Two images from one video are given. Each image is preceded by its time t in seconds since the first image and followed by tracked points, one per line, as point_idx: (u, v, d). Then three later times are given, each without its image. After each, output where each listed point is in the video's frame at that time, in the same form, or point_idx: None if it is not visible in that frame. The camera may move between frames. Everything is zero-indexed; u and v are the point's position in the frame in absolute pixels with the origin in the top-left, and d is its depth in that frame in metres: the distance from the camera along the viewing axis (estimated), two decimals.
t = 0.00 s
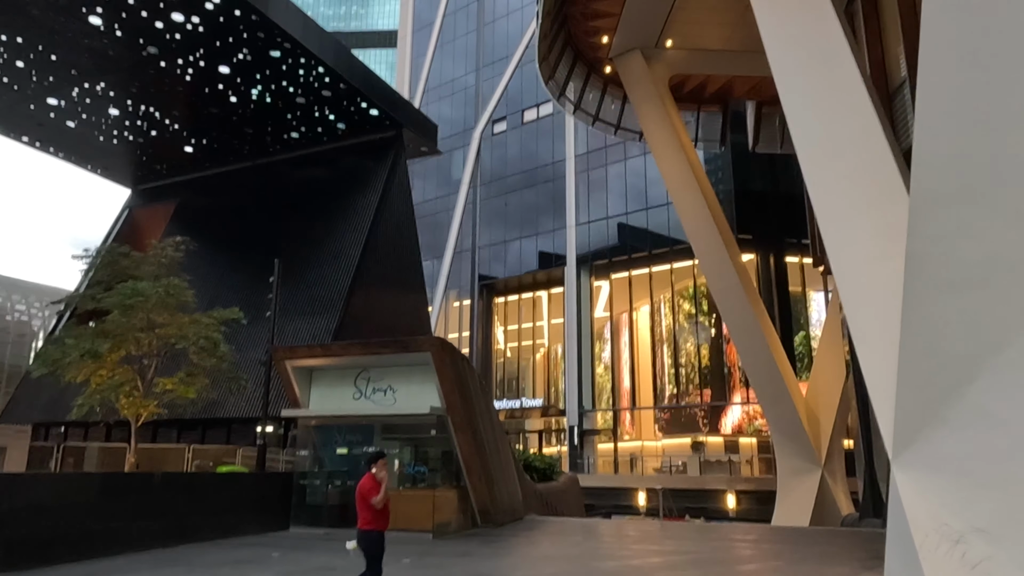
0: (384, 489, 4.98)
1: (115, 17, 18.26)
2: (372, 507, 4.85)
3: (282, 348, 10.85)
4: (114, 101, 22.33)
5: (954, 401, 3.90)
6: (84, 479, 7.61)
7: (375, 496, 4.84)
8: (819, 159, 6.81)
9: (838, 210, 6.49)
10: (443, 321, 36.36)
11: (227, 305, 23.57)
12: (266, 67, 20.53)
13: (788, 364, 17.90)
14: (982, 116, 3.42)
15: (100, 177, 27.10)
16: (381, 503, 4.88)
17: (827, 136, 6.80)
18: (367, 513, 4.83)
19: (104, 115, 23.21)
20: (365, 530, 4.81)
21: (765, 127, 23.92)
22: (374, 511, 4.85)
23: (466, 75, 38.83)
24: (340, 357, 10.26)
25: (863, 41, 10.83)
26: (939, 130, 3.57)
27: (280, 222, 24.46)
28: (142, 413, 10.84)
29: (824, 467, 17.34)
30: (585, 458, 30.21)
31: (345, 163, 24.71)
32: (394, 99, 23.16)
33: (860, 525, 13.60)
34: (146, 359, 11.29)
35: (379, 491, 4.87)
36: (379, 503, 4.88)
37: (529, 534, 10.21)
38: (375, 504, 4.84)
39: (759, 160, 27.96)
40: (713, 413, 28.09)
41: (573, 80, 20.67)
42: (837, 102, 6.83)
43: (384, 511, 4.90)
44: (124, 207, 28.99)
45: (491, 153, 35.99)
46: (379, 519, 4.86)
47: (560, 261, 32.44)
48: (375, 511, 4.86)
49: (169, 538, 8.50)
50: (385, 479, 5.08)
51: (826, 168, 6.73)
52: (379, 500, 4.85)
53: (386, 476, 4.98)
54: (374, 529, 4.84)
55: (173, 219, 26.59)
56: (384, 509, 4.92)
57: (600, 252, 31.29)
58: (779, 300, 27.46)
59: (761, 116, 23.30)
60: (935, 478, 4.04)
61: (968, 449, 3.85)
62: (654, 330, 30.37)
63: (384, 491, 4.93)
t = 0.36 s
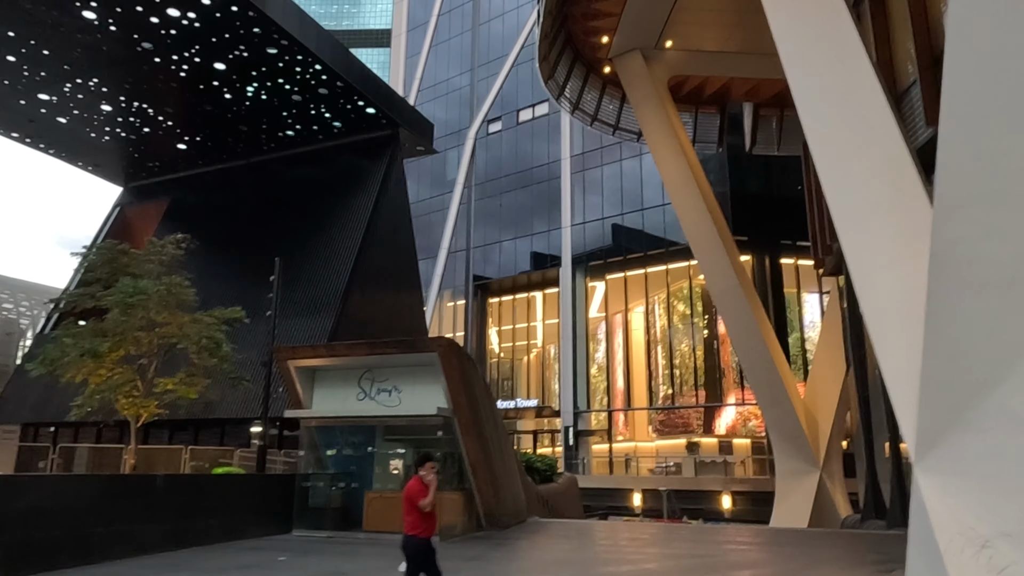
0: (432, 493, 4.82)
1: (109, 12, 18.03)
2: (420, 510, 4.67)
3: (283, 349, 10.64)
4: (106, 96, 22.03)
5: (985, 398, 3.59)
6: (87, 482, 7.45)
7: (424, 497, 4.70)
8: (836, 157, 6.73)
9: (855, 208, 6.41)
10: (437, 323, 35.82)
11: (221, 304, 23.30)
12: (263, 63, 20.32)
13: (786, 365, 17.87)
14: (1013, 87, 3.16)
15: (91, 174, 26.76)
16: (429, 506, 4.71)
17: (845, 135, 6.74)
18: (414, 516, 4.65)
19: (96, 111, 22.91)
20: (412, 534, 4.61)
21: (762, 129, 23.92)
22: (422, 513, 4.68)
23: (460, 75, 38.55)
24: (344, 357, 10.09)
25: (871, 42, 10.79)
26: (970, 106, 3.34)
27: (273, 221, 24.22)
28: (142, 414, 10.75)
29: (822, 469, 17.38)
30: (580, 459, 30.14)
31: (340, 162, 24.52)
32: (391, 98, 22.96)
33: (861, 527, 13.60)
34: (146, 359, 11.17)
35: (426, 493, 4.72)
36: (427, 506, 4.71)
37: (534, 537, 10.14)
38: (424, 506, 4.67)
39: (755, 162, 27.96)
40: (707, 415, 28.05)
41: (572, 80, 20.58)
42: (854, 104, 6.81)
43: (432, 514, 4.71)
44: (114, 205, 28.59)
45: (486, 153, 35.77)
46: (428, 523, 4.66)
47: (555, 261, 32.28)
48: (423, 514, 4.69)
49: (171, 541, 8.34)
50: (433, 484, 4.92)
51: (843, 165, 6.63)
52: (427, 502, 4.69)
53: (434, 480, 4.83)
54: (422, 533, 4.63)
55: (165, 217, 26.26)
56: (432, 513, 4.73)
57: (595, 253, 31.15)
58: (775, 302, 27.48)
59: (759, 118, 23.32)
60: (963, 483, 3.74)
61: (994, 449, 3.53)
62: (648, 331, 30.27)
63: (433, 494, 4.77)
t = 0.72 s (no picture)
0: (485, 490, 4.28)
1: (107, 6, 17.81)
2: (472, 512, 4.15)
3: (288, 348, 10.47)
4: (102, 92, 21.78)
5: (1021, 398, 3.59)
6: (95, 483, 7.32)
7: (473, 497, 4.19)
8: (851, 148, 6.46)
9: (876, 202, 6.16)
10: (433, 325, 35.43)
11: (217, 302, 23.08)
12: (263, 59, 20.12)
13: (788, 364, 17.85)
14: None
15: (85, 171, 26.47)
16: (481, 504, 4.19)
17: (863, 125, 6.48)
18: (466, 519, 4.15)
19: (92, 106, 22.65)
20: (467, 538, 4.10)
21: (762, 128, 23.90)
22: (475, 515, 4.18)
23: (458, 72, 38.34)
24: (351, 356, 9.98)
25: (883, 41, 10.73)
26: None
27: (271, 219, 24.04)
28: (146, 412, 10.69)
29: (824, 468, 17.35)
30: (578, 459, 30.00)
31: (338, 160, 24.35)
32: (391, 95, 22.80)
33: (866, 526, 13.60)
34: (150, 357, 11.08)
35: (477, 493, 4.18)
36: (479, 506, 4.18)
37: (543, 537, 10.06)
38: (474, 507, 4.15)
39: (754, 161, 27.94)
40: (705, 413, 28.03)
41: (574, 78, 20.48)
42: (872, 95, 6.58)
43: (488, 514, 4.18)
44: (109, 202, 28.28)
45: (484, 151, 35.59)
46: (483, 523, 4.13)
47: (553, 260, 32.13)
48: (475, 516, 4.18)
49: (178, 543, 8.21)
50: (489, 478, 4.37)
51: (861, 156, 6.40)
52: (479, 500, 4.16)
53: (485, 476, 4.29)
54: (479, 536, 4.11)
55: (160, 214, 26.00)
56: (487, 513, 4.20)
57: (594, 252, 31.03)
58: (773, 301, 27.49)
59: (759, 117, 23.31)
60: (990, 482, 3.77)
61: None
62: (645, 330, 30.21)
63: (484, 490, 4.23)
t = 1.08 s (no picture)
0: (540, 485, 4.11)
1: (115, 2, 17.72)
2: (522, 512, 4.02)
3: (304, 346, 10.37)
4: (110, 89, 21.70)
5: None
6: (112, 482, 7.21)
7: (525, 495, 4.03)
8: (872, 119, 5.89)
9: (897, 181, 5.60)
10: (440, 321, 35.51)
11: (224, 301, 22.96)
12: (271, 56, 19.99)
13: (802, 363, 17.66)
14: None
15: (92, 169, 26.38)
16: (533, 502, 4.02)
17: (882, 97, 5.91)
18: (519, 518, 4.03)
19: (99, 104, 22.57)
20: (519, 537, 4.00)
21: (773, 126, 23.70)
22: (528, 513, 4.04)
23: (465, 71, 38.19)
24: (369, 353, 9.92)
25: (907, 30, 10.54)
26: None
27: (279, 217, 23.93)
28: (163, 412, 10.67)
29: (838, 467, 17.18)
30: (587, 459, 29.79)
31: (346, 158, 24.24)
32: (399, 92, 22.63)
33: (884, 525, 13.46)
34: (166, 355, 11.03)
35: (525, 491, 4.03)
36: (530, 504, 4.03)
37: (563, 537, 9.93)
38: (523, 507, 4.00)
39: (764, 160, 27.77)
40: (714, 413, 27.89)
41: (585, 75, 20.35)
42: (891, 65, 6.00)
43: (540, 513, 4.03)
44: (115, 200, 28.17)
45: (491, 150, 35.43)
46: (533, 523, 3.99)
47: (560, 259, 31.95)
48: (527, 513, 4.05)
49: (195, 543, 8.09)
50: (547, 471, 4.19)
51: (884, 139, 5.75)
52: (528, 499, 4.00)
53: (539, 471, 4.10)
54: (531, 535, 3.98)
55: (167, 213, 25.89)
56: (541, 511, 4.04)
57: (602, 251, 30.79)
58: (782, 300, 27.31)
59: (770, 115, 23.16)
60: None
61: None
62: (653, 329, 30.03)
63: (537, 486, 4.05)
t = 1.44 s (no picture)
0: (612, 488, 3.96)
1: (146, 5, 17.83)
2: (597, 519, 3.90)
3: (340, 346, 10.25)
4: (139, 92, 21.86)
5: None
6: (154, 483, 7.15)
7: (599, 504, 3.87)
8: (937, 124, 6.03)
9: (962, 179, 5.87)
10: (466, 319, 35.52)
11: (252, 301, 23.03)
12: (299, 56, 19.99)
13: (839, 361, 17.27)
14: None
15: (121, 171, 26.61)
16: (607, 508, 3.89)
17: (945, 101, 6.05)
18: (594, 526, 3.91)
19: (128, 107, 22.75)
20: (597, 546, 3.89)
21: (805, 121, 23.24)
22: (604, 523, 3.90)
23: (489, 68, 37.98)
24: (407, 353, 9.80)
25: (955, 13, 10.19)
26: None
27: (306, 217, 23.96)
28: (201, 412, 10.72)
29: (877, 467, 16.82)
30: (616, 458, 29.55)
31: (372, 157, 24.23)
32: (425, 90, 22.55)
33: (930, 527, 13.10)
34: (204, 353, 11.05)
35: (597, 499, 3.89)
36: (604, 511, 3.89)
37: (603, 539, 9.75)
38: (597, 515, 3.87)
39: (795, 154, 27.27)
40: (744, 412, 27.42)
41: (614, 70, 20.11)
42: (936, 46, 6.16)
43: (616, 518, 3.90)
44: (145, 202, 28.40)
45: (516, 148, 35.19)
46: (609, 531, 3.86)
47: (586, 256, 31.61)
48: (601, 520, 3.90)
49: (235, 544, 8.05)
50: (617, 472, 4.04)
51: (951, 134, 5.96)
52: (601, 507, 3.86)
53: (610, 476, 3.95)
54: (609, 543, 3.86)
55: (195, 214, 26.09)
56: (617, 516, 3.91)
57: (629, 248, 30.46)
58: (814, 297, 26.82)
59: (801, 109, 22.73)
60: None
61: None
62: (681, 327, 29.65)
63: (609, 491, 3.91)
